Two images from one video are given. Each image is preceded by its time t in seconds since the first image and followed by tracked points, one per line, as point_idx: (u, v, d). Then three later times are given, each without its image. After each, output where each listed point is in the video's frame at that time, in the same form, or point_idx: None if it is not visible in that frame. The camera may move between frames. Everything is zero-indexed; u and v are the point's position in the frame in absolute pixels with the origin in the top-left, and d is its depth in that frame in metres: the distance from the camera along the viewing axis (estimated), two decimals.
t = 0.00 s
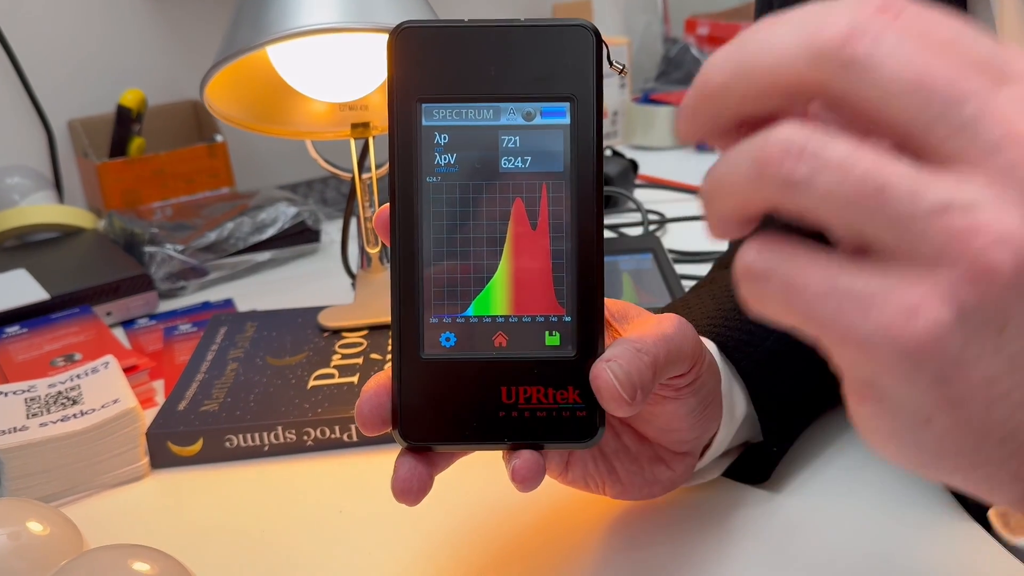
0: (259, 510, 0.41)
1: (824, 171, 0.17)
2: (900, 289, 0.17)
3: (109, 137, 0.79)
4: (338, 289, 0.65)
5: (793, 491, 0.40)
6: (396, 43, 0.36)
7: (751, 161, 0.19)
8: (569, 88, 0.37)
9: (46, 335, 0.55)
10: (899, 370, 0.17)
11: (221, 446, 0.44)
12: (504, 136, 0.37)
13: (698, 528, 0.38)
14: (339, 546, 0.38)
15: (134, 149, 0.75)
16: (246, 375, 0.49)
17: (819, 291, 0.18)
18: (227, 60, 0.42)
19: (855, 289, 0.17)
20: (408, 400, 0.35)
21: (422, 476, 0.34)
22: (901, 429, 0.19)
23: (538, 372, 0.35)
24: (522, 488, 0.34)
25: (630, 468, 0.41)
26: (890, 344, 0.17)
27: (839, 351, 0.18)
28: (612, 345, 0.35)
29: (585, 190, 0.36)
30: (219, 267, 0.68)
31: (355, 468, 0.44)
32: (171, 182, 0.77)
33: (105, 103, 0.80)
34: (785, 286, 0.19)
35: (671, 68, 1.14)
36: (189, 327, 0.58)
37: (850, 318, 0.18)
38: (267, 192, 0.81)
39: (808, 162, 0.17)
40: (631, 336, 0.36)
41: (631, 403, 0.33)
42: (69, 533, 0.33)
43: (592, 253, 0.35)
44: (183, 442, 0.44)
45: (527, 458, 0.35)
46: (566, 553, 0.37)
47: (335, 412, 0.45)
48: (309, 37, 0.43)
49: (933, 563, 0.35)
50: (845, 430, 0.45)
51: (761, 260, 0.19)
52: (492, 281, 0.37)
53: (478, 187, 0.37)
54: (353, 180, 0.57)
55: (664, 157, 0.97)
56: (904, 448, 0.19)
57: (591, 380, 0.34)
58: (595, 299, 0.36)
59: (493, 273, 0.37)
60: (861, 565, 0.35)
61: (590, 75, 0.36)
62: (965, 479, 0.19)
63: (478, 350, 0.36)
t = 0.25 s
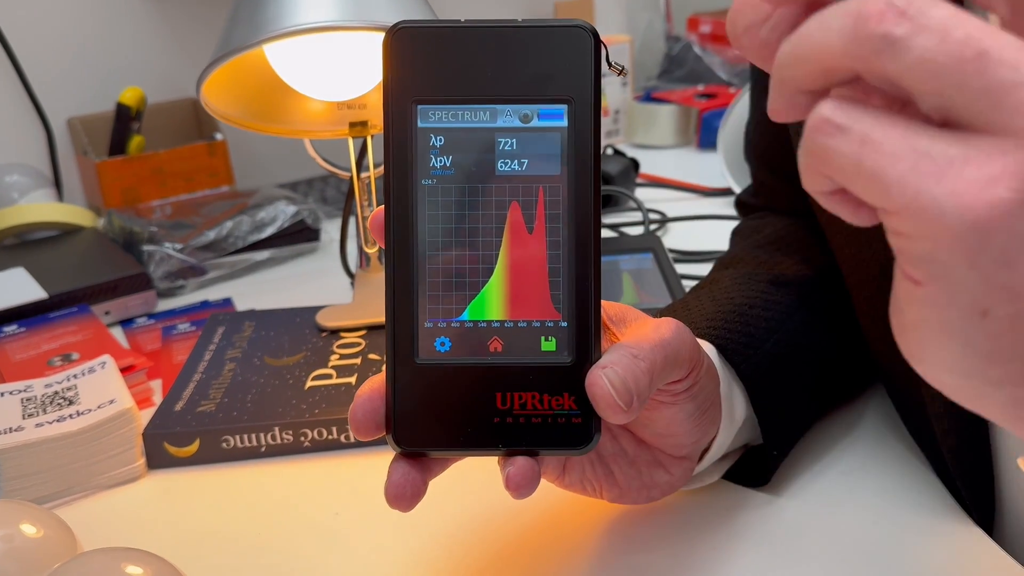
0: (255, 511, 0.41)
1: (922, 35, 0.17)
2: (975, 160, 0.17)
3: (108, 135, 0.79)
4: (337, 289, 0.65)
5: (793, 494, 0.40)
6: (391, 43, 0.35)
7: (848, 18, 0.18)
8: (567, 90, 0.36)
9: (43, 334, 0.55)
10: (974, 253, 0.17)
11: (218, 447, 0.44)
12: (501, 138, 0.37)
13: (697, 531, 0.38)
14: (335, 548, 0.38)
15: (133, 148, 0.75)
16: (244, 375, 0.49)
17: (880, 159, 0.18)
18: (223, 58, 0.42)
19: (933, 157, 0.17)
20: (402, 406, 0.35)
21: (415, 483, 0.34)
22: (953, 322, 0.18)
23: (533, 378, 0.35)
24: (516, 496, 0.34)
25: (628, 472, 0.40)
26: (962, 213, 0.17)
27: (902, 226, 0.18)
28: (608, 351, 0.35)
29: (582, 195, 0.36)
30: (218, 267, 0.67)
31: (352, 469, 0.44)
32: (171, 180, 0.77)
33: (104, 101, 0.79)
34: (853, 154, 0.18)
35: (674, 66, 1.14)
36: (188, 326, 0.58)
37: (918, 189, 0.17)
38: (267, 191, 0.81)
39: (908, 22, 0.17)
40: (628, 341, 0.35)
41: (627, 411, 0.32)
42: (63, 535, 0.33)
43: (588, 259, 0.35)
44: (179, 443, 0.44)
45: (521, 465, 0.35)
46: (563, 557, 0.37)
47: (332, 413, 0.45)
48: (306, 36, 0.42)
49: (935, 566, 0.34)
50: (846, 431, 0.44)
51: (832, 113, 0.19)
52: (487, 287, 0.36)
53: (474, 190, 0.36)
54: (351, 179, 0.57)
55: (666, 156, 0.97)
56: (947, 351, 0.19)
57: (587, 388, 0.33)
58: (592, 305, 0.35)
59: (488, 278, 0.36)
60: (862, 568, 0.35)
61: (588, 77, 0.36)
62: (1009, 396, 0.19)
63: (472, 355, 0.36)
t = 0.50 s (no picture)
0: (253, 511, 0.40)
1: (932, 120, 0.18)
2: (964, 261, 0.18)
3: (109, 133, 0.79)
4: (337, 288, 0.65)
5: (793, 496, 0.40)
6: (388, 48, 0.35)
7: (850, 107, 0.19)
8: (565, 96, 0.36)
9: (42, 334, 0.55)
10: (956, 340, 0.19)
11: (216, 447, 0.44)
12: (499, 143, 0.36)
13: (697, 533, 0.38)
14: (334, 549, 0.38)
15: (133, 147, 0.75)
16: (242, 375, 0.49)
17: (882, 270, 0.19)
18: (221, 58, 0.42)
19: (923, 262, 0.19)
20: (401, 414, 0.35)
21: (414, 491, 0.34)
22: (976, 426, 0.20)
23: (532, 385, 0.35)
24: (517, 506, 0.34)
25: (627, 477, 0.40)
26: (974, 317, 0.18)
27: (912, 325, 0.19)
28: (607, 358, 0.35)
29: (582, 200, 0.36)
30: (218, 266, 0.67)
31: (350, 469, 0.44)
32: (171, 179, 0.76)
33: (105, 99, 0.79)
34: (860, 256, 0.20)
35: (675, 64, 1.13)
36: (187, 325, 0.58)
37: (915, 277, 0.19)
38: (267, 190, 0.81)
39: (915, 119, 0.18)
40: (627, 348, 0.35)
41: (627, 419, 0.32)
42: (58, 535, 0.33)
43: (588, 265, 0.35)
44: (178, 443, 0.44)
45: (520, 473, 0.34)
46: (562, 558, 0.36)
47: (330, 413, 0.45)
48: (304, 35, 0.42)
49: (937, 569, 0.34)
50: (847, 433, 0.44)
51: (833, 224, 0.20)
52: (485, 294, 0.36)
53: (472, 196, 0.36)
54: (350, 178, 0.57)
55: (667, 155, 0.97)
56: (962, 447, 0.20)
57: (587, 396, 0.33)
58: (591, 311, 0.35)
59: (486, 285, 0.36)
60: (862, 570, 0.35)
61: (587, 81, 0.36)
62: (1023, 482, 0.20)
63: (470, 362, 0.36)
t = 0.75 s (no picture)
0: (250, 508, 0.40)
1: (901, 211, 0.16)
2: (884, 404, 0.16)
3: (109, 131, 0.78)
4: (336, 286, 0.65)
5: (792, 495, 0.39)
6: (383, 43, 0.35)
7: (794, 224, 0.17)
8: (562, 92, 0.36)
9: (41, 331, 0.55)
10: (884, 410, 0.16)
11: (213, 445, 0.44)
12: (495, 140, 0.36)
13: (694, 532, 0.37)
14: (331, 546, 0.37)
15: (132, 144, 0.75)
16: (240, 372, 0.49)
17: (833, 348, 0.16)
18: (218, 54, 0.42)
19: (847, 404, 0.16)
20: (395, 411, 0.35)
21: (407, 488, 0.34)
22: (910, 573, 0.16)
23: (527, 384, 0.35)
24: (508, 502, 0.34)
25: (624, 475, 0.40)
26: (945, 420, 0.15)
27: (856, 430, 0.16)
28: (603, 356, 0.34)
29: (578, 197, 0.35)
30: (217, 264, 0.67)
31: (348, 467, 0.43)
32: (171, 176, 0.76)
33: (105, 97, 0.79)
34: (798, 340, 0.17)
35: (676, 62, 1.13)
36: (186, 323, 0.58)
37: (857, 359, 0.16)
38: (267, 187, 0.80)
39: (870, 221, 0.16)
40: (623, 345, 0.35)
41: (621, 418, 0.33)
42: (54, 533, 0.33)
43: (583, 263, 0.35)
44: (175, 441, 0.44)
45: (513, 471, 0.34)
46: (558, 556, 0.36)
47: (329, 410, 0.45)
48: (301, 31, 0.42)
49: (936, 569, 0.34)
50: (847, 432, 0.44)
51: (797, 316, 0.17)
52: (481, 291, 0.36)
53: (468, 193, 0.36)
54: (349, 176, 0.57)
55: (668, 153, 0.97)
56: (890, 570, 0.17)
57: (582, 394, 0.33)
58: (587, 309, 0.35)
59: (481, 283, 0.36)
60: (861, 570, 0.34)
61: (584, 78, 0.36)
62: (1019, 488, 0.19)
63: (465, 360, 0.36)
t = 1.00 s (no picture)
0: (251, 505, 0.40)
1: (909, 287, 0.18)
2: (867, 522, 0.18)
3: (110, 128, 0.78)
4: (337, 283, 0.65)
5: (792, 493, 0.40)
6: (384, 41, 0.35)
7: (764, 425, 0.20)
8: (563, 91, 0.36)
9: (41, 328, 0.55)
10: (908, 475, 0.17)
11: (213, 442, 0.44)
12: (495, 138, 0.36)
13: (695, 529, 0.37)
14: (331, 543, 0.38)
15: (133, 141, 0.75)
16: (241, 370, 0.49)
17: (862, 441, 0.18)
18: (219, 51, 0.42)
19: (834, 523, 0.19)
20: (396, 410, 0.35)
21: (408, 487, 0.34)
22: None
23: (528, 382, 0.35)
24: (510, 503, 0.34)
25: (624, 473, 0.40)
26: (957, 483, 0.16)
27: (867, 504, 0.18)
28: (604, 355, 0.35)
29: (579, 196, 0.35)
30: (218, 262, 0.67)
31: (348, 464, 0.44)
32: (172, 174, 0.76)
33: (106, 94, 0.79)
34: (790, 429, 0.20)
35: (677, 60, 1.13)
36: (187, 320, 0.58)
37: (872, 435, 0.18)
38: (268, 185, 0.80)
39: (842, 421, 0.18)
40: (624, 345, 0.35)
41: (622, 417, 0.32)
42: (54, 529, 0.33)
43: (584, 262, 0.35)
44: (176, 438, 0.44)
45: (515, 470, 0.34)
46: (559, 553, 0.36)
47: (329, 408, 0.45)
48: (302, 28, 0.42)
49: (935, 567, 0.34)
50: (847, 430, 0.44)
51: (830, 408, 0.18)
52: (482, 290, 0.36)
53: (469, 191, 0.36)
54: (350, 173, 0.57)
55: (669, 151, 0.97)
56: None
57: (582, 394, 0.33)
58: (587, 308, 0.35)
59: (482, 281, 0.36)
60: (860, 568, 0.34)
61: (585, 76, 0.35)
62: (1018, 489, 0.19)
63: (466, 358, 0.36)
